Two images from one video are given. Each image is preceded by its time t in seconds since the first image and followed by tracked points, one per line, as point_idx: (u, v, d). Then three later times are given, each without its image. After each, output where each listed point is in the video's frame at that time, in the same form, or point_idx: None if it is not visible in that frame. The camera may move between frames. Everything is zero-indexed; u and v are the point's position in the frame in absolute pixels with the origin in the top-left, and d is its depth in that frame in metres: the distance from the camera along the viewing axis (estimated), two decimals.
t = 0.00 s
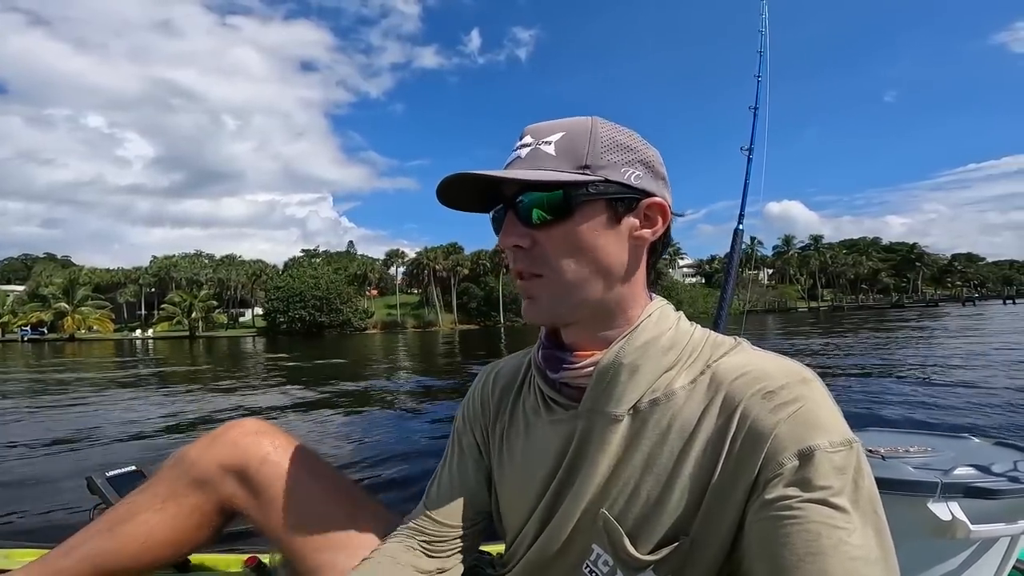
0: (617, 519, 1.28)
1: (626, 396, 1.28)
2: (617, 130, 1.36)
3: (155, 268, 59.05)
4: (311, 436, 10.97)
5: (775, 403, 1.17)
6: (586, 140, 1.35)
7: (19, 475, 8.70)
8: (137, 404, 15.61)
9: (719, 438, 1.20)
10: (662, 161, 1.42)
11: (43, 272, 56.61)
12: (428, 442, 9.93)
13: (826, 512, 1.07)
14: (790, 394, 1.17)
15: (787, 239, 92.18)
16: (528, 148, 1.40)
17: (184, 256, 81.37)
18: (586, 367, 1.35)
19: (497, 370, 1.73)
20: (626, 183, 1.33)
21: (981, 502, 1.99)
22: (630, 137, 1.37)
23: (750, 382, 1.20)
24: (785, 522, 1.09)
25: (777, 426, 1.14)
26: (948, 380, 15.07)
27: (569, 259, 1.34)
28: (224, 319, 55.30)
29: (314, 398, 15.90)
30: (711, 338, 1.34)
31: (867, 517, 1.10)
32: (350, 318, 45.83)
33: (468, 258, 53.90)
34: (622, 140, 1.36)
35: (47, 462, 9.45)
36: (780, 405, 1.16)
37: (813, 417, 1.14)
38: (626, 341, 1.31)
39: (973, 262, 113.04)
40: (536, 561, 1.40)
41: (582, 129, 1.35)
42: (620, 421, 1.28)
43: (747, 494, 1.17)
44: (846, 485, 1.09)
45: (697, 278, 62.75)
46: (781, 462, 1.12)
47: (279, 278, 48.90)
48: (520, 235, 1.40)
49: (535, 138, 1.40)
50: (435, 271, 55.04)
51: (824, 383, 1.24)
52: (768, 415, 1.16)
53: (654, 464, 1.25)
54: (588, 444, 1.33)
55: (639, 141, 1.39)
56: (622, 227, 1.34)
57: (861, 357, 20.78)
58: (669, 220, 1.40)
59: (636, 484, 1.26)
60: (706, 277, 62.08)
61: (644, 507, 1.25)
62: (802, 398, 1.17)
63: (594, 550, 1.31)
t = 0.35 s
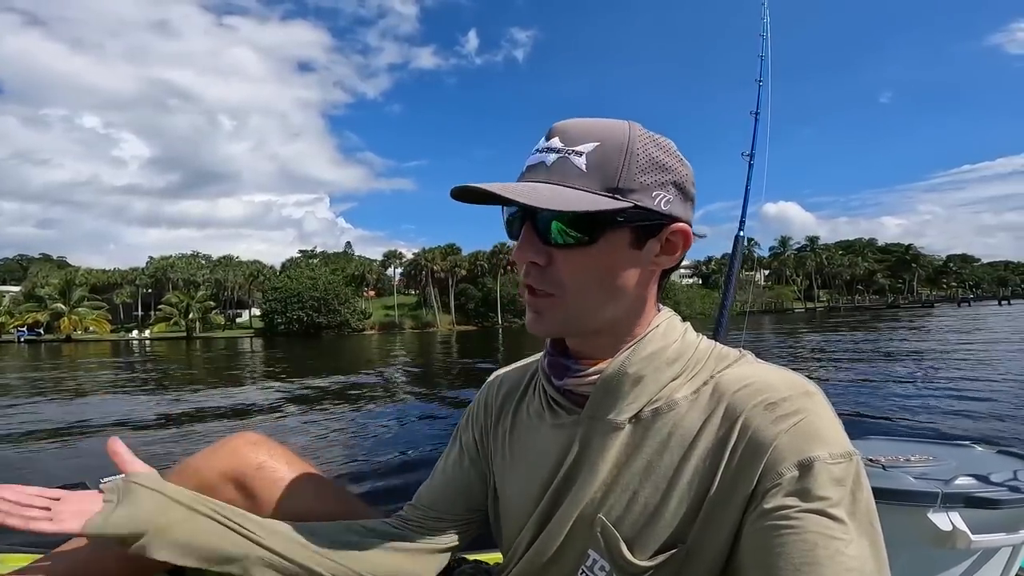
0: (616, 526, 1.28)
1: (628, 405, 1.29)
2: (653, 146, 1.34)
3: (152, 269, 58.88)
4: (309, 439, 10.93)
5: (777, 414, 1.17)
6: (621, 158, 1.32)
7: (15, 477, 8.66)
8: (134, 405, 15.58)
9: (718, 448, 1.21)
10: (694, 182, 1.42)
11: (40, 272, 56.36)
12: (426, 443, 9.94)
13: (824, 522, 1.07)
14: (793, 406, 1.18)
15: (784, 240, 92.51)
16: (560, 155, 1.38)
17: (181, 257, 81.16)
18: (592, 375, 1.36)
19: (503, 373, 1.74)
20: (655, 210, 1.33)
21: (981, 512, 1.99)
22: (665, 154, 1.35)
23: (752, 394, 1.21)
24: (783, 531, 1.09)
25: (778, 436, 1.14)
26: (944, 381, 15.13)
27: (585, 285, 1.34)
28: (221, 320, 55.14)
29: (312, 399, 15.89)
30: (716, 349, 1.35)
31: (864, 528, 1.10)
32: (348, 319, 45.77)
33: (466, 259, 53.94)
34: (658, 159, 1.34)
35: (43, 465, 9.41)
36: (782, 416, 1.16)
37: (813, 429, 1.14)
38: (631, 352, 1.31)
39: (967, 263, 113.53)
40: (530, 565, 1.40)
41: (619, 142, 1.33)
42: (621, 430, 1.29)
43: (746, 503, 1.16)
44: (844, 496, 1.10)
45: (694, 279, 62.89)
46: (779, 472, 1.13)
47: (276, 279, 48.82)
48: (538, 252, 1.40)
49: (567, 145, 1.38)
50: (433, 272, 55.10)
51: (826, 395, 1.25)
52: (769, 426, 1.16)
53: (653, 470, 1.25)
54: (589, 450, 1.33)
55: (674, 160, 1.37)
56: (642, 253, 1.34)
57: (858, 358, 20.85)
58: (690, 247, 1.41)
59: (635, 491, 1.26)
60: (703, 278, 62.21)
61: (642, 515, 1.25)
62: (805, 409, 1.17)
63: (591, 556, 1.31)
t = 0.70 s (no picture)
0: (627, 525, 1.28)
1: (639, 403, 1.31)
2: (618, 138, 1.41)
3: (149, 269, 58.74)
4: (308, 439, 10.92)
5: (797, 415, 1.17)
6: (587, 147, 1.40)
7: (13, 481, 8.62)
8: (132, 406, 15.55)
9: (738, 450, 1.21)
10: (667, 165, 1.44)
11: (36, 273, 56.14)
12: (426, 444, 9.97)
13: (844, 525, 1.06)
14: (813, 406, 1.18)
15: (780, 241, 92.83)
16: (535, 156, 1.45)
17: (178, 258, 80.95)
18: (601, 370, 1.39)
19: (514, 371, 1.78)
20: (625, 179, 1.36)
21: (981, 512, 2.00)
22: (628, 141, 1.42)
23: (772, 394, 1.21)
24: (802, 534, 1.09)
25: (798, 437, 1.14)
26: (940, 381, 15.21)
27: (571, 252, 1.36)
28: (219, 320, 55.02)
29: (310, 399, 15.91)
30: (731, 349, 1.35)
31: (885, 531, 1.09)
32: (346, 320, 45.76)
33: (464, 260, 54.00)
34: (623, 144, 1.41)
35: (40, 469, 9.35)
36: (801, 417, 1.17)
37: (836, 430, 1.14)
38: (641, 347, 1.33)
39: (962, 263, 114.16)
40: (539, 558, 1.40)
41: (585, 138, 1.41)
42: (633, 426, 1.31)
43: (764, 503, 1.17)
44: (865, 498, 1.09)
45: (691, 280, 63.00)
46: (799, 474, 1.12)
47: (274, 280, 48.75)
48: (529, 232, 1.42)
49: (541, 149, 1.45)
50: (430, 272, 55.10)
51: (846, 396, 1.24)
52: (788, 427, 1.16)
53: (668, 470, 1.26)
54: (598, 444, 1.35)
55: (642, 147, 1.43)
56: (627, 222, 1.36)
57: (854, 358, 20.96)
58: (675, 215, 1.41)
59: (648, 490, 1.27)
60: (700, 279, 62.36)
61: (656, 514, 1.26)
62: (825, 411, 1.17)
63: (602, 555, 1.31)
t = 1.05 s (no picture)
0: (630, 521, 1.29)
1: (637, 399, 1.32)
2: (613, 133, 1.40)
3: (148, 270, 58.62)
4: (308, 437, 10.91)
5: (793, 406, 1.17)
6: (584, 144, 1.38)
7: (12, 481, 8.60)
8: (131, 406, 15.52)
9: (738, 442, 1.21)
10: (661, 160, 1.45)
11: (34, 273, 55.95)
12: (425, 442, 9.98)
13: (849, 517, 1.05)
14: (810, 396, 1.17)
15: (778, 241, 93.03)
16: (530, 156, 1.43)
17: (176, 258, 80.82)
18: (597, 367, 1.40)
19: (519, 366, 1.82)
20: (627, 181, 1.36)
21: (985, 500, 2.01)
22: (624, 138, 1.40)
23: (768, 386, 1.21)
24: (807, 527, 1.08)
25: (796, 428, 1.14)
26: (938, 380, 15.26)
27: (577, 260, 1.36)
28: (217, 320, 54.91)
29: (310, 398, 15.91)
30: (725, 341, 1.36)
31: (889, 521, 1.08)
32: (345, 320, 45.73)
33: (463, 260, 54.01)
34: (618, 142, 1.39)
35: (38, 469, 9.31)
36: (798, 407, 1.16)
37: (832, 420, 1.14)
38: (636, 344, 1.34)
39: (959, 264, 114.50)
40: (547, 554, 1.41)
41: (580, 133, 1.38)
42: (631, 422, 1.31)
43: (767, 496, 1.16)
44: (868, 488, 1.08)
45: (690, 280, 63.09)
46: (799, 466, 1.12)
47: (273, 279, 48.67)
48: (531, 241, 1.43)
49: (535, 147, 1.43)
50: (429, 272, 55.07)
51: (844, 385, 1.24)
52: (786, 418, 1.16)
53: (667, 465, 1.27)
54: (597, 442, 1.37)
55: (638, 143, 1.42)
56: (629, 224, 1.37)
57: (853, 357, 21.03)
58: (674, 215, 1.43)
59: (648, 487, 1.28)
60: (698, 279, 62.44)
61: (657, 509, 1.26)
62: (822, 401, 1.17)
63: (606, 551, 1.31)
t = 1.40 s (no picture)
0: (636, 531, 1.29)
1: (643, 407, 1.32)
2: (658, 140, 1.39)
3: (145, 270, 58.44)
4: (307, 439, 10.90)
5: (801, 413, 1.17)
6: (632, 150, 1.36)
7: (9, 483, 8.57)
8: (128, 407, 15.47)
9: (744, 449, 1.22)
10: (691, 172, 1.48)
11: (30, 274, 55.66)
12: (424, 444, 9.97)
13: (859, 524, 1.06)
14: (817, 403, 1.18)
15: (776, 242, 93.18)
16: (570, 153, 1.39)
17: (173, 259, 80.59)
18: (603, 377, 1.42)
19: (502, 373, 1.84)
20: (670, 198, 1.38)
21: (1005, 504, 2.05)
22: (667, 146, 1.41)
23: (773, 392, 1.22)
24: (818, 536, 1.08)
25: (804, 434, 1.14)
26: (935, 381, 15.32)
27: (612, 278, 1.36)
28: (215, 321, 54.73)
29: (308, 399, 15.88)
30: (730, 346, 1.37)
31: (899, 530, 1.09)
32: (344, 321, 45.67)
33: (462, 261, 53.98)
34: (662, 150, 1.40)
35: (38, 470, 9.31)
36: (805, 415, 1.17)
37: (839, 426, 1.14)
38: (643, 353, 1.35)
39: (955, 265, 114.89)
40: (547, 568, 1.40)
41: (627, 138, 1.37)
42: (636, 432, 1.31)
43: (773, 505, 1.16)
44: (877, 495, 1.09)
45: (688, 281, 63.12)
46: (807, 473, 1.12)
47: (271, 280, 48.57)
48: (563, 252, 1.40)
49: (575, 143, 1.39)
50: (428, 274, 55.02)
51: (850, 392, 1.25)
52: (793, 425, 1.16)
53: (673, 474, 1.27)
54: (600, 450, 1.37)
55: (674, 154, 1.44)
56: (661, 243, 1.39)
57: (851, 359, 21.08)
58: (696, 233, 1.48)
59: (653, 497, 1.28)
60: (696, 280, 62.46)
61: (664, 517, 1.27)
62: (830, 407, 1.17)
63: (612, 564, 1.31)
